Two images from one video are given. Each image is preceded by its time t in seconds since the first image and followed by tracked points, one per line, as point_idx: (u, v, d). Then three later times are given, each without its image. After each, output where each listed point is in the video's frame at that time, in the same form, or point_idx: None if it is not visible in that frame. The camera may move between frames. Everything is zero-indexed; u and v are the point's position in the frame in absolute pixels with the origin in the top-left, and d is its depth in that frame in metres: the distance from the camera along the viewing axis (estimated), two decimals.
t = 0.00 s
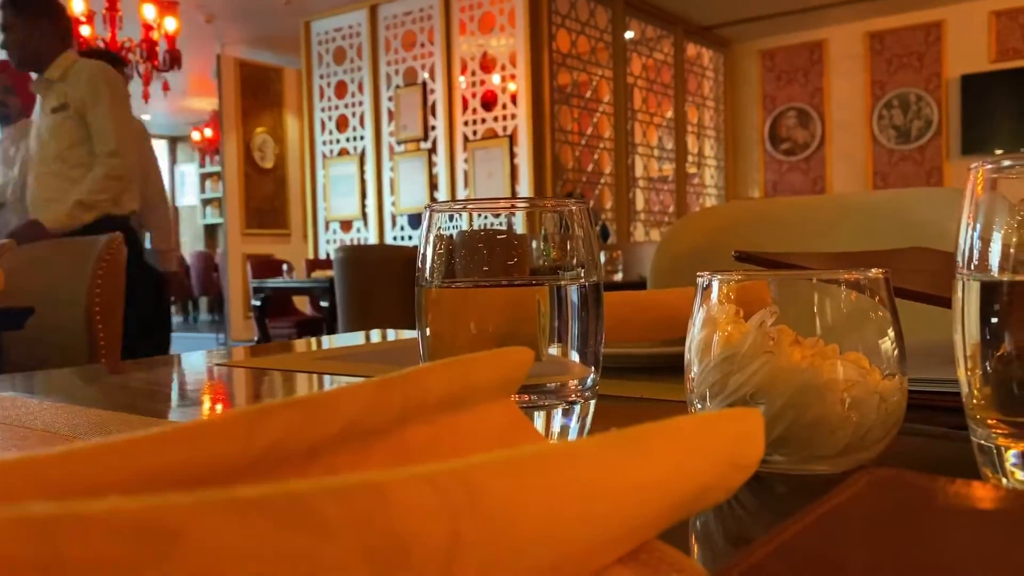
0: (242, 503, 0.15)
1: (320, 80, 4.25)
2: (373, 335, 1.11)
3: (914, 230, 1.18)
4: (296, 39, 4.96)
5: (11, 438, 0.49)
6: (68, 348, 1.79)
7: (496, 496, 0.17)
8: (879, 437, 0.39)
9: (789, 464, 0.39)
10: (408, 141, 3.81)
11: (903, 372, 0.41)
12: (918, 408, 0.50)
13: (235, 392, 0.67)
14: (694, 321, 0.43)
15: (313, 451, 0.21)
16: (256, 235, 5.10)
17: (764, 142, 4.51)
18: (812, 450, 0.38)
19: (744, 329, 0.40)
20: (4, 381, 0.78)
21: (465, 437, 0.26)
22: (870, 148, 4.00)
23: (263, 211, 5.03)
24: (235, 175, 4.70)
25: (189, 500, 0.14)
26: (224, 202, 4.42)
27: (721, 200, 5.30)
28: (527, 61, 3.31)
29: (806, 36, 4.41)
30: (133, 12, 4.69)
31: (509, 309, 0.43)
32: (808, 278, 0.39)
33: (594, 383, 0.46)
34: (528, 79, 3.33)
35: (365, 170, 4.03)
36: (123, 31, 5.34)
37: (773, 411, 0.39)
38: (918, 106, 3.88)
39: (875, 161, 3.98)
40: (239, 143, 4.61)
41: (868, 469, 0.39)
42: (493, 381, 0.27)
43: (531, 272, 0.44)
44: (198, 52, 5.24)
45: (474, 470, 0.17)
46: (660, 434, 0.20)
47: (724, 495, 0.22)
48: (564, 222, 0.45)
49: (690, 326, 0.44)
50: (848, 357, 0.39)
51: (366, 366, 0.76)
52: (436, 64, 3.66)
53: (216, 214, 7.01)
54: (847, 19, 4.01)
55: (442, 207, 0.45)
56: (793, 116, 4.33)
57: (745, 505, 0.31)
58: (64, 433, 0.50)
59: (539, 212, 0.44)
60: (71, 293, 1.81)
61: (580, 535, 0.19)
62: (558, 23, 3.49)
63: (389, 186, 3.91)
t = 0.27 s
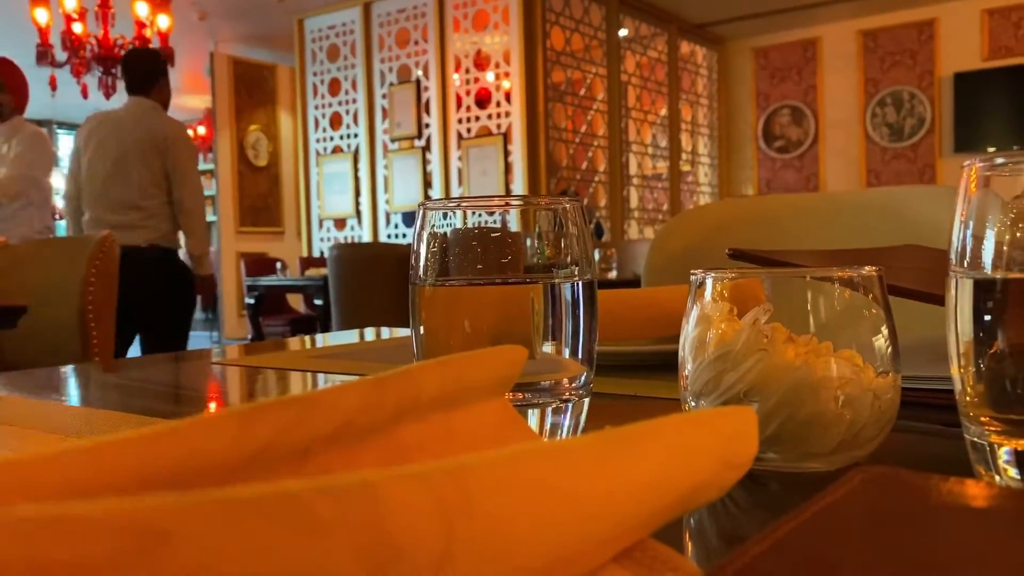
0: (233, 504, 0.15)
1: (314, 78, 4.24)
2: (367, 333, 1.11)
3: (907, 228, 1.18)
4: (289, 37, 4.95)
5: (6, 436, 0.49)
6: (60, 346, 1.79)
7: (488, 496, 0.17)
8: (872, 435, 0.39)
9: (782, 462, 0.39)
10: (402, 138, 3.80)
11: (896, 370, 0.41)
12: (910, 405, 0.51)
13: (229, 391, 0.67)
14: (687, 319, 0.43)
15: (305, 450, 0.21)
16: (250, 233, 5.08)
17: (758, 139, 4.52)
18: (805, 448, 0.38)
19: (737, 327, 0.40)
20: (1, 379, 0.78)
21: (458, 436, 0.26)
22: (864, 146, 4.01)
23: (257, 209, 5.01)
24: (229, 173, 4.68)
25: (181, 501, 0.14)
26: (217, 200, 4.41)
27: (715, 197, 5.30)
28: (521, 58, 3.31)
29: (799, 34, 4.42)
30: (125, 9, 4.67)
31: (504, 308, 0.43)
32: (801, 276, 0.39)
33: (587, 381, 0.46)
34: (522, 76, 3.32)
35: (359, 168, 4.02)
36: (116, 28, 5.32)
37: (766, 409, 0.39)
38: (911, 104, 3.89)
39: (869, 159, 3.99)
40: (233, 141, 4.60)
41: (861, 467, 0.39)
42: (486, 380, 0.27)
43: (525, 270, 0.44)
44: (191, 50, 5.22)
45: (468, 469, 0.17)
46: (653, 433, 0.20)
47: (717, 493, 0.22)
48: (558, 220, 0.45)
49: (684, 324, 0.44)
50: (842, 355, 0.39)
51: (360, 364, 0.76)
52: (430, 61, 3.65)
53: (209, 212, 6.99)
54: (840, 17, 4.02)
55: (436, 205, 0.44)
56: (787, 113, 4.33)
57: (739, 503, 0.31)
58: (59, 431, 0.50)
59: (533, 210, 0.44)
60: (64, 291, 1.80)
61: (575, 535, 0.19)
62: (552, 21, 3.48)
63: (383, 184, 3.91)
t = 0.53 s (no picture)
0: (220, 502, 0.14)
1: (308, 75, 4.23)
2: (362, 332, 1.10)
3: (901, 225, 1.19)
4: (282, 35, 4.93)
5: None
6: (53, 345, 1.78)
7: (481, 496, 0.17)
8: (865, 432, 0.39)
9: (774, 459, 0.39)
10: (396, 136, 3.80)
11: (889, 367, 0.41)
12: (903, 403, 0.51)
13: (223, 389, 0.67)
14: (681, 317, 0.43)
15: (298, 449, 0.21)
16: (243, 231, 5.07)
17: (751, 137, 4.52)
18: (798, 446, 0.38)
19: (731, 324, 0.40)
20: None
21: (451, 434, 0.25)
22: (857, 144, 4.02)
23: (250, 207, 5.00)
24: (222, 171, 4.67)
25: (174, 500, 0.14)
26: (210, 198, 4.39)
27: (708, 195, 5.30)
28: (515, 56, 3.31)
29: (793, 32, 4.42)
30: (117, 6, 4.65)
31: (497, 306, 0.43)
32: (795, 273, 0.39)
33: (581, 378, 0.46)
34: (516, 74, 3.32)
35: (353, 165, 4.02)
36: (108, 25, 5.29)
37: (759, 407, 0.39)
38: (904, 102, 3.90)
39: (862, 156, 4.00)
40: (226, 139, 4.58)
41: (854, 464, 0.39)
42: (479, 378, 0.27)
43: (519, 267, 0.44)
44: (184, 47, 5.20)
45: (463, 468, 0.17)
46: (646, 430, 0.20)
47: (711, 491, 0.22)
48: (552, 218, 0.45)
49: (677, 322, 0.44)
50: (835, 353, 0.39)
51: (354, 362, 0.76)
52: (424, 58, 3.64)
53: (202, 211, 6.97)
54: (833, 15, 4.02)
55: (429, 203, 0.44)
56: (780, 111, 4.33)
57: (732, 500, 0.31)
58: (51, 431, 0.49)
59: (527, 208, 0.44)
60: (57, 290, 1.79)
61: (567, 533, 0.19)
62: (546, 18, 3.48)
63: (377, 181, 3.90)
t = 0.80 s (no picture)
0: (212, 501, 0.14)
1: (300, 72, 4.22)
2: (355, 329, 1.10)
3: (892, 222, 1.19)
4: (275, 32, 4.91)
5: None
6: (45, 343, 1.77)
7: (475, 494, 0.17)
8: (858, 429, 0.39)
9: (767, 456, 0.39)
10: (389, 133, 3.78)
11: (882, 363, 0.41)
12: (897, 399, 0.51)
13: (216, 387, 0.67)
14: (674, 314, 0.43)
15: (290, 446, 0.21)
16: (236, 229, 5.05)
17: (744, 134, 4.52)
18: (792, 442, 0.38)
19: (723, 322, 0.40)
20: None
21: (445, 432, 0.25)
22: (850, 141, 4.02)
23: (243, 205, 4.98)
24: (214, 168, 4.65)
25: (167, 499, 0.14)
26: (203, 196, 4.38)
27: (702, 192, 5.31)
28: (508, 53, 3.30)
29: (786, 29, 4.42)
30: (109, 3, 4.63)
31: (491, 304, 0.43)
32: (787, 270, 0.39)
33: (575, 375, 0.46)
34: (509, 71, 3.32)
35: (346, 163, 4.01)
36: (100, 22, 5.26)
37: (753, 403, 0.39)
38: (897, 99, 3.91)
39: (854, 154, 4.01)
40: (218, 136, 4.56)
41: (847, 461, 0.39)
42: (474, 376, 0.27)
43: (513, 265, 0.44)
44: (176, 44, 5.17)
45: (454, 466, 0.17)
46: (640, 428, 0.20)
47: (705, 488, 0.22)
48: (545, 215, 0.45)
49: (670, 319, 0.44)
50: (828, 351, 0.39)
51: (348, 360, 0.76)
52: (417, 56, 3.63)
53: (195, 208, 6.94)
54: (827, 12, 4.02)
55: (423, 201, 0.44)
56: (773, 108, 4.34)
57: (725, 497, 0.31)
58: (42, 430, 0.49)
59: (520, 205, 0.44)
60: (50, 287, 1.78)
61: (560, 531, 0.19)
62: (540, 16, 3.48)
63: (370, 179, 3.89)
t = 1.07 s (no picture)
0: (204, 501, 0.14)
1: (292, 70, 4.21)
2: (348, 327, 1.10)
3: (884, 219, 1.20)
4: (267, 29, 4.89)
5: None
6: (36, 342, 1.76)
7: (466, 496, 0.17)
8: (850, 426, 0.39)
9: (759, 454, 0.39)
10: (382, 131, 3.77)
11: (875, 361, 0.41)
12: (890, 396, 0.51)
13: (208, 385, 0.67)
14: (667, 311, 0.43)
15: (284, 446, 0.21)
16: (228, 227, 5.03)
17: (737, 132, 4.53)
18: (785, 441, 0.38)
19: (716, 320, 0.40)
20: None
21: (438, 430, 0.25)
22: (842, 139, 4.04)
23: (235, 203, 4.96)
24: (206, 166, 4.63)
25: (156, 500, 0.14)
26: (195, 194, 4.36)
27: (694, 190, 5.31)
28: (501, 51, 3.30)
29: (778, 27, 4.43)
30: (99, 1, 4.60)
31: (484, 303, 0.43)
32: (779, 268, 0.39)
33: (569, 373, 0.46)
34: (502, 69, 3.31)
35: (339, 161, 4.00)
36: (90, 19, 5.24)
37: (745, 401, 0.39)
38: (889, 97, 3.93)
39: (846, 151, 4.02)
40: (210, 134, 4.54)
41: (841, 458, 0.39)
42: (468, 373, 0.27)
43: (506, 263, 0.44)
44: (167, 42, 5.14)
45: (448, 464, 0.17)
46: (631, 427, 0.20)
47: (697, 486, 0.22)
48: (538, 213, 0.45)
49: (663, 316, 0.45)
50: (821, 348, 0.39)
51: (341, 359, 0.75)
52: (410, 53, 3.62)
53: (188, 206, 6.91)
54: (818, 10, 4.03)
55: (415, 199, 0.44)
56: (765, 106, 4.35)
57: (719, 495, 0.31)
58: (33, 430, 0.49)
59: (513, 203, 0.44)
60: (40, 286, 1.77)
61: (552, 529, 0.19)
62: (532, 14, 3.47)
63: (363, 177, 3.88)
